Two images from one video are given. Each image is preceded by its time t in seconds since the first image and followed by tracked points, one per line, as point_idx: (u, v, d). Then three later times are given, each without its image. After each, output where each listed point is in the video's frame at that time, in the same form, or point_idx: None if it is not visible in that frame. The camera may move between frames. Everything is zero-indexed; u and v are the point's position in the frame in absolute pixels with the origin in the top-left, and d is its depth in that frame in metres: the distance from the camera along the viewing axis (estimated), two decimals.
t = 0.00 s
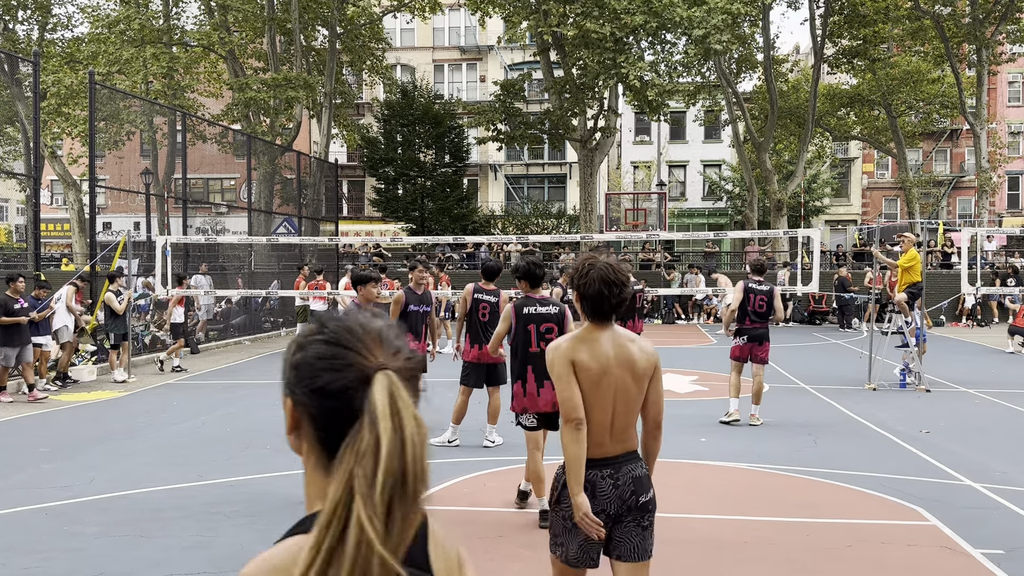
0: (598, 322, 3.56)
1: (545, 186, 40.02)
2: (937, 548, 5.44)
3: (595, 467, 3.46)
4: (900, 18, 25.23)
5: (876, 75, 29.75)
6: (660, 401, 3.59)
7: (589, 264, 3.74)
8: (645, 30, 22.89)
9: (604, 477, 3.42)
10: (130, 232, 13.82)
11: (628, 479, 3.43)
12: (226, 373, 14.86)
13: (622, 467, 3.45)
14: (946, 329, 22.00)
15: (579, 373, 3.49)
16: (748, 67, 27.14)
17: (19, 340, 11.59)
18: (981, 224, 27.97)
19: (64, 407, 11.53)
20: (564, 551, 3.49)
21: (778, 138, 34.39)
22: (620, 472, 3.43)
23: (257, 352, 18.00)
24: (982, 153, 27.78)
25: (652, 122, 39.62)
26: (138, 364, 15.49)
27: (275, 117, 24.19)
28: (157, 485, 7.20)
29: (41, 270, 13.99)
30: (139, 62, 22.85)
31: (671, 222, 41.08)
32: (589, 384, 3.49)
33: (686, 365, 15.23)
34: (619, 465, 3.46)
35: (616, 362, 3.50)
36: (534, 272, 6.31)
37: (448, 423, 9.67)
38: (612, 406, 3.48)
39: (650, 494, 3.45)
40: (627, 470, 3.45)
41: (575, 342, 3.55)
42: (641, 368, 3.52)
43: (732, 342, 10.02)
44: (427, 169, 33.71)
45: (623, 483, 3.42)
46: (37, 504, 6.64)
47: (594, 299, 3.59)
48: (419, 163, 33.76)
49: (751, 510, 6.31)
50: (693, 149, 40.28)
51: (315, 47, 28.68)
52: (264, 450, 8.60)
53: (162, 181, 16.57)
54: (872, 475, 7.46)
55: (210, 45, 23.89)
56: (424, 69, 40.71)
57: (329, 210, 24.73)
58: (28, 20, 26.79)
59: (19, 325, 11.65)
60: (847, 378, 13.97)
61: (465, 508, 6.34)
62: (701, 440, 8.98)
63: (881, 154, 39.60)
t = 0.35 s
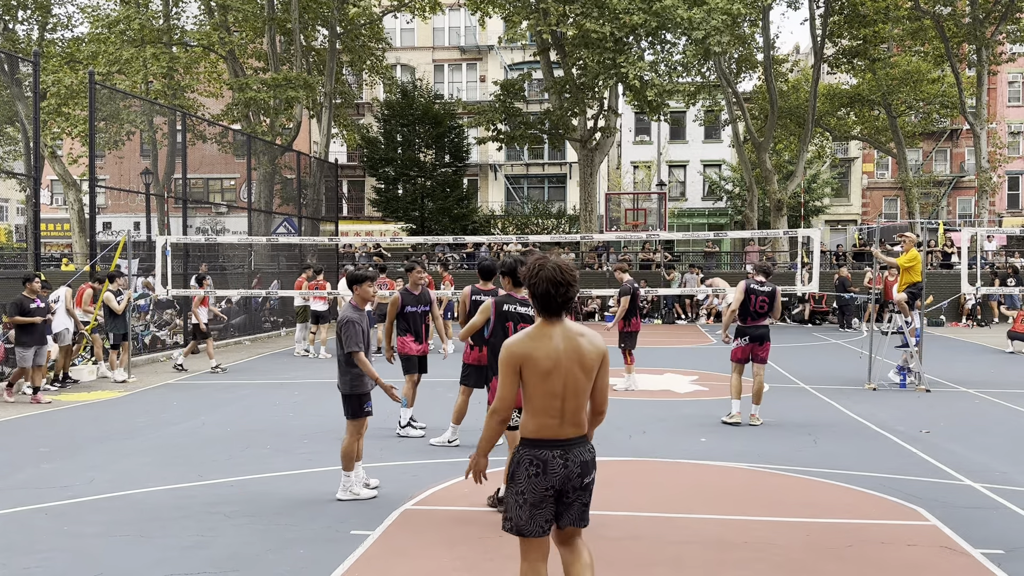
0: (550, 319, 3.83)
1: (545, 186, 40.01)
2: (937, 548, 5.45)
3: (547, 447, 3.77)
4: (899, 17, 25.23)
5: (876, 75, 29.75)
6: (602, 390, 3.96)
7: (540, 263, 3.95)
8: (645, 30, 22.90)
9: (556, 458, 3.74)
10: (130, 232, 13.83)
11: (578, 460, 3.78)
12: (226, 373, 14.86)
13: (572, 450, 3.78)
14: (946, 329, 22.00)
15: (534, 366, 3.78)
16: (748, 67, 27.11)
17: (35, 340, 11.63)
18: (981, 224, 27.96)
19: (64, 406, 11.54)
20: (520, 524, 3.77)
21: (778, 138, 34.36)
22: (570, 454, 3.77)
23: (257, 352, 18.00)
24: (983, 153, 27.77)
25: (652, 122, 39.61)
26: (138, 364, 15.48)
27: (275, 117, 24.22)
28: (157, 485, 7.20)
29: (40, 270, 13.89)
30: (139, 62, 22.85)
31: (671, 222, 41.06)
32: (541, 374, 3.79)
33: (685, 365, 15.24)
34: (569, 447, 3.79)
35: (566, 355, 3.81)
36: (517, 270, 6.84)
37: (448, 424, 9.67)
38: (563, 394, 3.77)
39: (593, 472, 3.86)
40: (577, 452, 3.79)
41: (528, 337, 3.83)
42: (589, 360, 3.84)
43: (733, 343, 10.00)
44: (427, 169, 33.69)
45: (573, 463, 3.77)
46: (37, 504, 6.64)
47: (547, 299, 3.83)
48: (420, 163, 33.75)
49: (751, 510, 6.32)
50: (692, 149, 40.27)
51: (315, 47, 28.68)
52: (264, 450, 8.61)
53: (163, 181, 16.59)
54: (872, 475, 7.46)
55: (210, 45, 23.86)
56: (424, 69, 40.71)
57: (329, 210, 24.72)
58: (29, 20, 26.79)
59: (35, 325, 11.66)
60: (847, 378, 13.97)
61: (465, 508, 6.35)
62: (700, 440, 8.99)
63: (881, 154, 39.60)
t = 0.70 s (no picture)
0: (532, 318, 3.99)
1: (545, 186, 40.01)
2: (937, 548, 5.44)
3: (524, 437, 3.97)
4: (899, 17, 25.24)
5: (877, 75, 29.75)
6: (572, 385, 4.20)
7: (524, 264, 4.12)
8: (645, 30, 22.89)
9: (534, 446, 3.96)
10: (130, 232, 13.83)
11: (552, 447, 4.02)
12: (226, 373, 14.86)
13: (547, 437, 4.01)
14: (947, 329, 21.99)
15: (513, 361, 3.95)
16: (748, 67, 27.10)
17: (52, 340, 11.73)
18: (981, 224, 27.97)
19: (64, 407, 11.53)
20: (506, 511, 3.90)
21: (778, 138, 34.35)
22: (545, 441, 4.00)
23: (258, 352, 18.01)
24: (983, 153, 27.78)
25: (652, 122, 39.61)
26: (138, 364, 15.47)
27: (275, 117, 24.23)
28: (157, 485, 7.20)
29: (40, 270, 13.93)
30: (139, 62, 22.85)
31: (671, 222, 41.05)
32: (519, 368, 3.96)
33: (685, 365, 15.24)
34: (543, 436, 4.01)
35: (543, 351, 4.00)
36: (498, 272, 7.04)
37: (448, 424, 9.68)
38: (539, 387, 3.96)
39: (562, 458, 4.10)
40: (551, 439, 4.03)
41: (507, 334, 3.99)
42: (562, 356, 4.07)
43: (731, 343, 9.96)
44: (427, 169, 33.68)
45: (548, 450, 3.99)
46: (37, 504, 6.64)
47: (528, 299, 4.00)
48: (420, 163, 33.75)
49: (751, 510, 6.31)
50: (693, 149, 40.26)
51: (315, 47, 28.68)
52: (264, 450, 8.61)
53: (162, 181, 16.58)
54: (871, 475, 7.46)
55: (210, 45, 23.86)
56: (424, 69, 40.72)
57: (329, 210, 24.72)
58: (29, 20, 26.80)
59: (51, 327, 11.74)
60: (847, 378, 13.97)
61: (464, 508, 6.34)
62: (700, 440, 8.99)
63: (881, 154, 39.61)
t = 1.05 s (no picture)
0: (515, 307, 4.30)
1: (545, 186, 40.00)
2: (937, 548, 5.44)
3: (502, 418, 4.28)
4: (899, 18, 25.23)
5: (877, 75, 29.75)
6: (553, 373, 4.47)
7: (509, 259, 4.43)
8: (646, 30, 22.89)
9: (510, 428, 4.25)
10: (130, 232, 13.82)
11: (529, 430, 4.29)
12: (226, 373, 14.85)
13: (524, 421, 4.29)
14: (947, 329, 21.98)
15: (494, 349, 4.26)
16: (748, 67, 27.09)
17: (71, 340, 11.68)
18: (981, 224, 27.95)
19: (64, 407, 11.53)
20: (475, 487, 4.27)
21: (778, 138, 34.34)
22: (522, 424, 4.27)
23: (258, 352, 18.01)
24: (983, 153, 27.77)
25: (652, 122, 39.61)
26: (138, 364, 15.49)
27: (275, 117, 24.24)
28: (156, 485, 7.20)
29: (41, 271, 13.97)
30: (139, 62, 22.86)
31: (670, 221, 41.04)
32: (501, 354, 4.26)
33: (684, 365, 15.23)
34: (520, 420, 4.29)
35: (524, 339, 4.31)
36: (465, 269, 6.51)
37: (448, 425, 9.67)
38: (517, 374, 4.25)
39: (541, 443, 4.34)
40: (528, 423, 4.30)
41: (492, 322, 4.31)
42: (543, 344, 4.36)
43: (725, 343, 9.99)
44: (427, 169, 33.68)
45: (523, 433, 4.27)
46: (36, 504, 6.64)
47: (510, 292, 4.30)
48: (420, 163, 33.73)
49: (751, 511, 6.31)
50: (693, 149, 40.26)
51: (315, 47, 28.67)
52: (264, 450, 8.60)
53: (162, 181, 16.57)
54: (871, 475, 7.46)
55: (210, 45, 23.86)
56: (424, 69, 40.72)
57: (330, 210, 24.71)
58: (29, 20, 26.82)
59: (70, 327, 11.76)
60: (847, 378, 13.97)
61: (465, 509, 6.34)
62: (700, 440, 8.98)
63: (881, 154, 39.61)
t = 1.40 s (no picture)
0: (476, 310, 4.49)
1: (545, 186, 39.98)
2: (935, 548, 5.45)
3: (469, 415, 4.51)
4: (899, 17, 25.22)
5: (876, 75, 29.76)
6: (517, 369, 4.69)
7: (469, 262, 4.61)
8: (646, 30, 22.88)
9: (476, 424, 4.48)
10: (130, 232, 13.82)
11: (495, 425, 4.50)
12: (226, 373, 14.85)
13: (491, 417, 4.49)
14: (947, 329, 21.99)
15: (459, 350, 4.46)
16: (748, 67, 27.07)
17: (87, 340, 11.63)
18: (980, 224, 27.94)
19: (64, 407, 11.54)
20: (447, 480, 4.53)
21: (778, 138, 34.32)
22: (488, 420, 4.49)
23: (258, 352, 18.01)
24: (982, 152, 27.76)
25: (652, 122, 39.60)
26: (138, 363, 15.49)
27: (275, 117, 24.25)
28: (156, 485, 7.20)
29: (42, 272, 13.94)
30: (139, 62, 22.86)
31: (670, 222, 41.02)
32: (465, 355, 4.46)
33: (684, 365, 15.23)
34: (487, 416, 4.50)
35: (486, 340, 4.50)
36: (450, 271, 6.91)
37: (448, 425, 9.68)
38: (483, 372, 4.44)
39: (509, 437, 4.53)
40: (495, 419, 4.51)
41: (455, 326, 4.49)
42: (506, 343, 4.56)
43: (715, 344, 9.99)
44: (427, 169, 33.68)
45: (490, 429, 4.48)
46: (36, 504, 6.63)
47: (471, 295, 4.50)
48: (420, 163, 33.74)
49: (752, 511, 6.31)
50: (693, 149, 40.26)
51: (315, 47, 28.65)
52: (264, 450, 8.61)
53: (162, 181, 16.57)
54: (870, 475, 7.46)
55: (210, 44, 23.85)
56: (424, 69, 40.73)
57: (330, 210, 24.71)
58: (29, 20, 26.79)
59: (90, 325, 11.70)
60: (847, 378, 13.97)
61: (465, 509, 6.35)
62: (700, 440, 8.98)
63: (881, 154, 39.60)
